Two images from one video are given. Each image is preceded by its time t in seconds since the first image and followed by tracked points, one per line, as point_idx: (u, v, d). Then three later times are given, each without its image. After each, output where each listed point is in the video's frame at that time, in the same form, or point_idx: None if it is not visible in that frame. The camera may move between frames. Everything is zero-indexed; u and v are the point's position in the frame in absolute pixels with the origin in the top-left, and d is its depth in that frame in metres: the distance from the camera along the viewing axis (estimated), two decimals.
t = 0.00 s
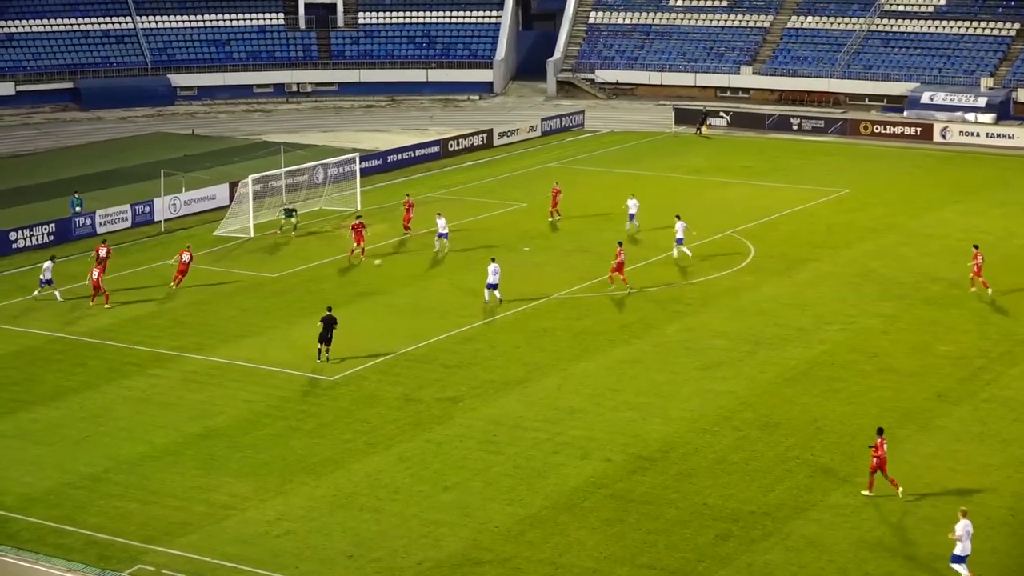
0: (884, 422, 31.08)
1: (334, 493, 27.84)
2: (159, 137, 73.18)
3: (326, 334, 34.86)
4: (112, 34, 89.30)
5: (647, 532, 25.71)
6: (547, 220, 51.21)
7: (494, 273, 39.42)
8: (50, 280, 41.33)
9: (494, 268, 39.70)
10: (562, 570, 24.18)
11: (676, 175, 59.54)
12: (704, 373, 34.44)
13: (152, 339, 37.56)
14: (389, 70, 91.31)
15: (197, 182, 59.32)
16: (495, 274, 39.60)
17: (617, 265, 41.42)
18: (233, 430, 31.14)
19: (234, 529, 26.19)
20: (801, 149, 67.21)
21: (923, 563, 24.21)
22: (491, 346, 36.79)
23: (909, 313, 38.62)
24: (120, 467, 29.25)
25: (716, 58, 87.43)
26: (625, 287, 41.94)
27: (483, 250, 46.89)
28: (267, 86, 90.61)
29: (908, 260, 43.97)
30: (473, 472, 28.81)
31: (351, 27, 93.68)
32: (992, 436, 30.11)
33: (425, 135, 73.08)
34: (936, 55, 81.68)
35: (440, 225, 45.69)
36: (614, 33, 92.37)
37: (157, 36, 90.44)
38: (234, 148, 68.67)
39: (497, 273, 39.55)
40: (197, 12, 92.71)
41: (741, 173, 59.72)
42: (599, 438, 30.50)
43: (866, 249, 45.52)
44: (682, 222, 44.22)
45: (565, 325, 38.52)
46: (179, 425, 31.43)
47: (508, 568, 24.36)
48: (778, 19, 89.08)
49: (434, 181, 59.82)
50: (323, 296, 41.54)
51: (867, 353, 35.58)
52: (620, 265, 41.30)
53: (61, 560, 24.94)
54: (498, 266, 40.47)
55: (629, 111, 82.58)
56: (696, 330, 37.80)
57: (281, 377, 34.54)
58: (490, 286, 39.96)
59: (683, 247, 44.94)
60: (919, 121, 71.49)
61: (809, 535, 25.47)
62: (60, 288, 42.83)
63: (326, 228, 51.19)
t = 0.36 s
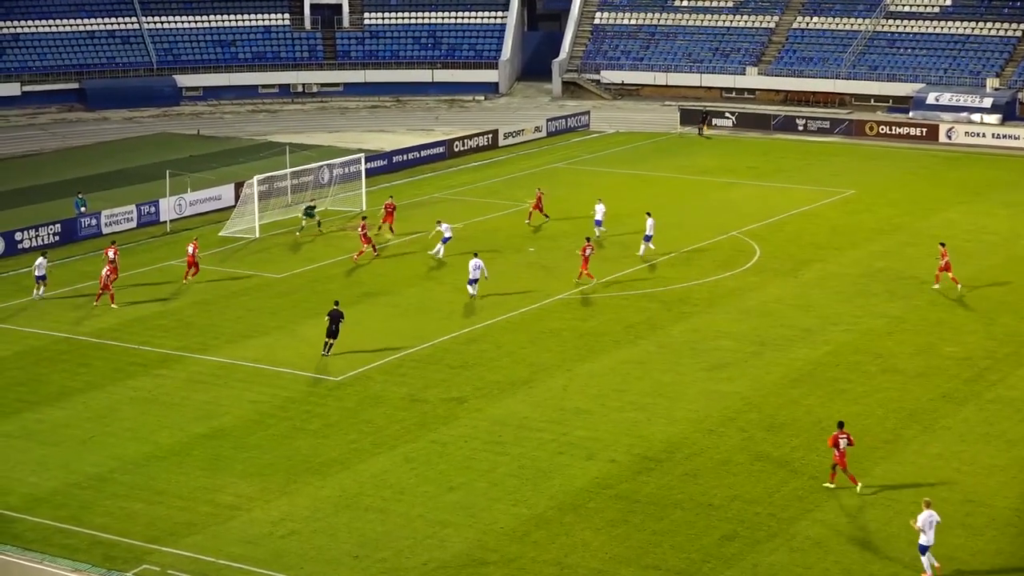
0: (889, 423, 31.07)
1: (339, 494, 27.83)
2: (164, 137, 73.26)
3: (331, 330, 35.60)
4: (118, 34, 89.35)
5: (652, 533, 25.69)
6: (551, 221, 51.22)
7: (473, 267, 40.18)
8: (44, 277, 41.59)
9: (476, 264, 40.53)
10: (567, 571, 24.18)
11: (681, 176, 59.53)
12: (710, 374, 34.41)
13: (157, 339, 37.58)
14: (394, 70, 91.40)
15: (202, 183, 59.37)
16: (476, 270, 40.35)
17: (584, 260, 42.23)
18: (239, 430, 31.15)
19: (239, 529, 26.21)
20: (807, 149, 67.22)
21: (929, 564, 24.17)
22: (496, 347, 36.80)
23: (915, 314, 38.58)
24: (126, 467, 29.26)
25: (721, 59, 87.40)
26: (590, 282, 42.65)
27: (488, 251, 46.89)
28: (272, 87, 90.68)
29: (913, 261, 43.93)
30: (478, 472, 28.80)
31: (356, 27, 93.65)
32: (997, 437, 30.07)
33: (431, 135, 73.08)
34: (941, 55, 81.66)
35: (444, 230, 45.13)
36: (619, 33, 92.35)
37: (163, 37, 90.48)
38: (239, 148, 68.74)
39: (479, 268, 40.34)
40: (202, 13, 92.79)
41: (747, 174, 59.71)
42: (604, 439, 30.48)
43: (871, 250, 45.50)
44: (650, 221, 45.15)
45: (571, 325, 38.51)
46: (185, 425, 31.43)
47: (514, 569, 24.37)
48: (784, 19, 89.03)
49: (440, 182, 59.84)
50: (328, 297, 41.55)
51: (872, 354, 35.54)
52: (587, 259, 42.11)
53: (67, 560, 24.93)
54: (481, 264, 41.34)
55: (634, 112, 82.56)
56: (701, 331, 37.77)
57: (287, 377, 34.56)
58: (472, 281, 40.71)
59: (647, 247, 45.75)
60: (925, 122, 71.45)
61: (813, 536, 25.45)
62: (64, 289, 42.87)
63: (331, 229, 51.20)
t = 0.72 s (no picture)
0: (891, 423, 31.05)
1: (341, 495, 27.81)
2: (166, 138, 73.29)
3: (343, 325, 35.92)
4: (121, 36, 89.37)
5: (654, 534, 25.69)
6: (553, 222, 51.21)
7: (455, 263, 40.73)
8: (44, 278, 41.55)
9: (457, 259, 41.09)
10: (569, 571, 24.18)
11: (683, 177, 59.53)
12: (712, 375, 34.40)
13: (159, 340, 37.59)
14: (396, 71, 91.42)
15: (204, 183, 59.40)
16: (458, 265, 40.91)
17: (555, 259, 42.57)
18: (241, 431, 31.14)
19: (241, 529, 26.20)
20: (810, 150, 67.23)
21: (930, 565, 24.16)
22: (498, 347, 36.80)
23: (917, 315, 38.57)
24: (128, 468, 29.25)
25: (723, 60, 87.37)
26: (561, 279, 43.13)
27: (490, 252, 46.89)
28: (275, 88, 90.66)
29: (915, 262, 43.91)
30: (480, 473, 28.79)
31: (359, 28, 93.65)
32: (1000, 438, 30.05)
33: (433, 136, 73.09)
34: (943, 56, 81.66)
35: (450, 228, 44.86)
36: (621, 34, 92.36)
37: (166, 38, 90.47)
38: (241, 149, 68.77)
39: (461, 264, 40.82)
40: (205, 14, 92.78)
41: (749, 175, 59.70)
42: (606, 440, 30.47)
43: (873, 251, 45.50)
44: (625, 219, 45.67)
45: (573, 326, 38.50)
46: (186, 426, 31.43)
47: (515, 569, 24.37)
48: (786, 20, 89.01)
49: (442, 183, 59.83)
50: (330, 297, 41.54)
51: (874, 355, 35.53)
52: (558, 258, 42.44)
53: (69, 560, 24.92)
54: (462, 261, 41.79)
55: (636, 113, 82.51)
56: (703, 332, 37.76)
57: (289, 378, 34.56)
58: (453, 277, 41.13)
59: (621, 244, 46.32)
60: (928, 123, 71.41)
61: (815, 537, 25.45)
62: (66, 290, 42.87)
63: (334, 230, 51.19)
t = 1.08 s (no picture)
0: (891, 425, 31.04)
1: (341, 497, 27.80)
2: (165, 140, 73.33)
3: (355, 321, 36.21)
4: (120, 38, 89.38)
5: (654, 536, 25.69)
6: (552, 223, 51.23)
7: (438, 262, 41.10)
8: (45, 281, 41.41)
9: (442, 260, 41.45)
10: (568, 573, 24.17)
11: (683, 178, 59.54)
12: (712, 377, 34.40)
13: (159, 342, 37.59)
14: (394, 73, 91.47)
15: (204, 185, 59.43)
16: (442, 265, 41.23)
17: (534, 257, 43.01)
18: (240, 433, 31.14)
19: (241, 531, 26.20)
20: (809, 152, 67.22)
21: (930, 567, 24.15)
22: (497, 349, 36.80)
23: (917, 317, 38.57)
24: (127, 470, 29.24)
25: (722, 62, 87.36)
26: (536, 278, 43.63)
27: (490, 254, 46.91)
28: (274, 90, 90.67)
29: (914, 263, 43.92)
30: (480, 475, 28.79)
31: (358, 30, 93.66)
32: (999, 439, 30.05)
33: (432, 138, 73.11)
34: (943, 58, 81.70)
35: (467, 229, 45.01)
36: (621, 36, 92.38)
37: (165, 39, 90.45)
38: (241, 150, 68.80)
39: (445, 264, 41.21)
40: (204, 15, 92.73)
41: (749, 177, 59.70)
42: (605, 442, 30.46)
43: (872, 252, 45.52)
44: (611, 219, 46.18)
45: (572, 328, 38.50)
46: (186, 428, 31.42)
47: (515, 571, 24.37)
48: (785, 22, 89.03)
49: (442, 184, 59.86)
50: (330, 299, 41.55)
51: (874, 357, 35.52)
52: (536, 257, 42.95)
53: (68, 563, 24.92)
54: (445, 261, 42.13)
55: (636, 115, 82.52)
56: (702, 333, 37.76)
57: (289, 380, 34.56)
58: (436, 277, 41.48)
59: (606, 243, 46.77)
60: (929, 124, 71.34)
61: (814, 538, 25.44)
62: (67, 292, 42.87)
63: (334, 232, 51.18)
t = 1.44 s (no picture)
0: (890, 426, 31.03)
1: (341, 498, 27.79)
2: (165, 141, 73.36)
3: (370, 318, 36.59)
4: (120, 39, 89.41)
5: (654, 537, 25.70)
6: (552, 225, 51.26)
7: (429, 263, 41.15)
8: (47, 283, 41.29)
9: (432, 259, 41.43)
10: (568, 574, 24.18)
11: (682, 180, 59.55)
12: (711, 378, 34.39)
13: (159, 343, 37.58)
14: (394, 74, 91.49)
15: (204, 186, 59.46)
16: (432, 265, 41.26)
17: (521, 258, 43.09)
18: (240, 434, 31.13)
19: (240, 533, 26.19)
20: (809, 153, 67.22)
21: (930, 568, 24.15)
22: (497, 350, 36.80)
23: (917, 318, 38.58)
24: (127, 471, 29.22)
25: (722, 63, 87.37)
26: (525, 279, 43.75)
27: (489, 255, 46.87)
28: (274, 91, 90.71)
29: (914, 265, 43.93)
30: (480, 476, 28.78)
31: (358, 31, 93.69)
32: (998, 441, 30.06)
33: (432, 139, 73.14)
34: (943, 59, 81.73)
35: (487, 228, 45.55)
36: (620, 37, 92.39)
37: (165, 41, 90.47)
38: (241, 152, 68.84)
39: (435, 263, 41.25)
40: (203, 16, 92.70)
41: (749, 178, 59.71)
42: (605, 443, 30.44)
43: (872, 253, 45.52)
44: (603, 216, 46.32)
45: (572, 329, 38.50)
46: (186, 430, 31.41)
47: (515, 572, 24.38)
48: (785, 23, 89.05)
49: (441, 186, 59.86)
50: (330, 301, 41.54)
51: (874, 358, 35.53)
52: (522, 258, 43.02)
53: (68, 564, 24.91)
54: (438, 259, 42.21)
55: (635, 116, 82.54)
56: (702, 335, 37.76)
57: (288, 381, 34.55)
58: (428, 277, 41.53)
59: (600, 243, 46.85)
60: (929, 125, 71.30)
61: (814, 539, 25.43)
62: (66, 293, 42.85)
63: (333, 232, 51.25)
